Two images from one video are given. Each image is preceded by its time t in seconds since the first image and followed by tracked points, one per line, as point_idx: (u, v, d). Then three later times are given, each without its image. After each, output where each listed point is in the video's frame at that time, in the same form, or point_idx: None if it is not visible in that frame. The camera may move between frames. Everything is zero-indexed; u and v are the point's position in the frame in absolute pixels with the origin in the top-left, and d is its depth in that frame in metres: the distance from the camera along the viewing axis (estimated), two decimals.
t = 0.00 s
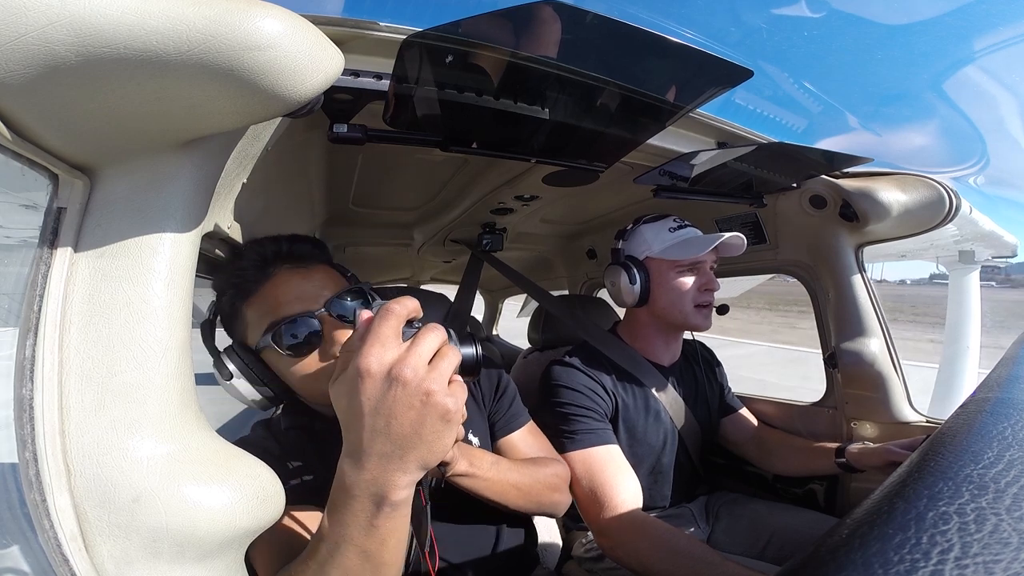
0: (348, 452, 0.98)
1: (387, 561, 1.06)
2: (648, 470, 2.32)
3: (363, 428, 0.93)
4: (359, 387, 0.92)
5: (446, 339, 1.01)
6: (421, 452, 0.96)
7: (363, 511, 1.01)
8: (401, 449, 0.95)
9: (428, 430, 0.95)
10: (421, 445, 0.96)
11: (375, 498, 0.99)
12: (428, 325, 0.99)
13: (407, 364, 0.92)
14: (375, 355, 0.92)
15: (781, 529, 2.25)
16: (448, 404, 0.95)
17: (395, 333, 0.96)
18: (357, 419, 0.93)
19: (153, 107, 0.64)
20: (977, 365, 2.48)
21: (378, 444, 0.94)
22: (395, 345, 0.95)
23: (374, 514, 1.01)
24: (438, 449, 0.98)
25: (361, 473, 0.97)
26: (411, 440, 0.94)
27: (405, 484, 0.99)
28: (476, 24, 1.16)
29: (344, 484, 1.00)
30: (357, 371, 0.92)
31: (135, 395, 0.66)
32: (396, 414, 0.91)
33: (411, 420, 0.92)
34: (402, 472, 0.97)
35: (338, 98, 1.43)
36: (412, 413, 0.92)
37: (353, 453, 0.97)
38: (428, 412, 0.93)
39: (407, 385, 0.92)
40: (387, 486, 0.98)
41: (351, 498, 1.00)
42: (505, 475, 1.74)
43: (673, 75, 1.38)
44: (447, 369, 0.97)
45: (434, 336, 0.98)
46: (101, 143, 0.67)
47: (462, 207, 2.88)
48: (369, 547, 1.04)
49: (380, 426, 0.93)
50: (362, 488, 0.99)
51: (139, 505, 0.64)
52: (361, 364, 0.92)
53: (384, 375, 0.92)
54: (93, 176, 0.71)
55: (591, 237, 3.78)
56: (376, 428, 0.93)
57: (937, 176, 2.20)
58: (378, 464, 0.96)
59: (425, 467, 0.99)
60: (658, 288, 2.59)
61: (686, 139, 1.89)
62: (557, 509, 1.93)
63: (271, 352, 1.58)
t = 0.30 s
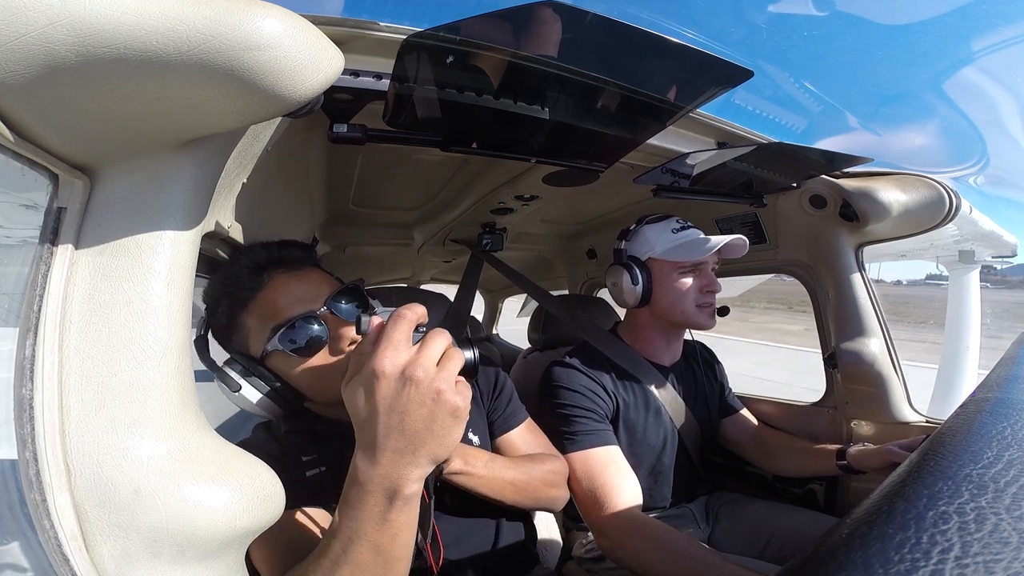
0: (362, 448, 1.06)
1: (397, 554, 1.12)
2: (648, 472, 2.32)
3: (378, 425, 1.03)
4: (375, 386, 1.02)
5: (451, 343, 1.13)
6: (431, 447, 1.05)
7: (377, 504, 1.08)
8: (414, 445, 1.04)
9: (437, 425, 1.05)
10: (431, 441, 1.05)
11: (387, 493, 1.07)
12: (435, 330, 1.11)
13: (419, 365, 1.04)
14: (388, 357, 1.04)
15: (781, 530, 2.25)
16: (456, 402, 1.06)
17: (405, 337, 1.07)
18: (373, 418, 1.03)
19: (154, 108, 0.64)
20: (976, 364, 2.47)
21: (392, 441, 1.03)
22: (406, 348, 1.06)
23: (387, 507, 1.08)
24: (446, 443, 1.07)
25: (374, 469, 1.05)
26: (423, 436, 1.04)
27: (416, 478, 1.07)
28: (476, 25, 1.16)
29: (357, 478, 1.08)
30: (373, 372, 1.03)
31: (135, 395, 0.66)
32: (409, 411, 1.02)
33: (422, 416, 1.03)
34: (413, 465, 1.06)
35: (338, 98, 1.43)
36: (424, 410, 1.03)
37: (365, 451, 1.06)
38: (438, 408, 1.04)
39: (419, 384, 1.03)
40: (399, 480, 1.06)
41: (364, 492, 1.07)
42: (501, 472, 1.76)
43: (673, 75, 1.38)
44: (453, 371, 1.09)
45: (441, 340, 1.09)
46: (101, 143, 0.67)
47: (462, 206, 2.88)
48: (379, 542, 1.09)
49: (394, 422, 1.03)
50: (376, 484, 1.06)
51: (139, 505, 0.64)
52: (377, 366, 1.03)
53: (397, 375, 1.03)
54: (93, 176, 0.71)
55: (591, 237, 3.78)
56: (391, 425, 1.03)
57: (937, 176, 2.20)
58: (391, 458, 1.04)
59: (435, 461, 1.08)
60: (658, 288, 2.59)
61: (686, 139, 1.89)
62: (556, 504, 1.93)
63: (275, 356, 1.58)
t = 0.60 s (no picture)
0: (369, 434, 1.07)
1: (400, 546, 1.13)
2: (648, 471, 2.31)
3: (383, 412, 1.05)
4: (376, 372, 1.04)
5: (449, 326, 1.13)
6: (435, 430, 1.07)
7: (381, 494, 1.09)
8: (418, 430, 1.06)
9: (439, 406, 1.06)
10: (435, 424, 1.07)
11: (393, 481, 1.08)
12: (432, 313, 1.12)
13: (419, 350, 1.05)
14: (388, 343, 1.05)
15: (781, 530, 2.25)
16: (457, 383, 1.08)
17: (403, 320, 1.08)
18: (377, 404, 1.05)
19: (155, 108, 0.64)
20: (976, 364, 2.49)
21: (397, 426, 1.05)
22: (405, 333, 1.08)
23: (392, 495, 1.09)
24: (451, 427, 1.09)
25: (380, 455, 1.07)
26: (428, 419, 1.06)
27: (420, 465, 1.09)
28: (476, 25, 1.16)
29: (363, 464, 1.10)
30: (374, 358, 1.04)
31: (135, 395, 0.66)
32: (412, 394, 1.04)
33: (426, 400, 1.05)
34: (419, 451, 1.07)
35: (338, 98, 1.43)
36: (428, 394, 1.05)
37: (372, 436, 1.07)
38: (440, 391, 1.06)
39: (420, 367, 1.05)
40: (405, 466, 1.07)
41: (370, 479, 1.09)
42: (497, 469, 1.76)
43: (673, 75, 1.38)
44: (453, 354, 1.10)
45: (438, 324, 1.10)
46: (101, 143, 0.67)
47: (462, 207, 2.88)
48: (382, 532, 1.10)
49: (398, 407, 1.04)
50: (382, 470, 1.08)
51: (138, 505, 0.64)
52: (378, 352, 1.04)
53: (398, 360, 1.05)
54: (93, 176, 0.71)
55: (591, 237, 3.78)
56: (394, 410, 1.04)
57: (937, 176, 2.20)
58: (397, 444, 1.06)
59: (440, 446, 1.09)
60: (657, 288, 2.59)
61: (687, 139, 1.88)
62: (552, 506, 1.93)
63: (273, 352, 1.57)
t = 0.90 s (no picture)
0: (379, 412, 1.09)
1: (406, 527, 1.12)
2: (649, 468, 2.32)
3: (392, 388, 1.06)
4: (386, 347, 1.06)
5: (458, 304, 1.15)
6: (444, 406, 1.08)
7: (389, 471, 1.10)
8: (427, 404, 1.07)
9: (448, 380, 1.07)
10: (442, 398, 1.08)
11: (401, 457, 1.09)
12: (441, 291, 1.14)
13: (427, 326, 1.07)
14: (398, 319, 1.07)
15: (781, 530, 2.25)
16: (465, 358, 1.08)
17: (413, 298, 1.10)
18: (386, 379, 1.07)
19: (154, 108, 0.64)
20: (977, 367, 2.45)
21: (406, 401, 1.07)
22: (415, 310, 1.09)
23: (399, 474, 1.10)
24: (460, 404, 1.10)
25: (389, 432, 1.08)
26: (437, 394, 1.07)
27: (428, 441, 1.09)
28: (475, 26, 1.16)
29: (371, 442, 1.11)
30: (384, 333, 1.07)
31: (135, 396, 0.66)
32: (421, 369, 1.05)
33: (434, 374, 1.06)
34: (427, 426, 1.08)
35: (338, 98, 1.43)
36: (435, 368, 1.06)
37: (382, 413, 1.09)
38: (448, 365, 1.06)
39: (428, 343, 1.06)
40: (413, 442, 1.08)
41: (379, 456, 1.10)
42: (499, 461, 1.77)
43: (673, 75, 1.38)
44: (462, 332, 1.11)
45: (447, 302, 1.11)
46: (101, 143, 0.67)
47: (462, 207, 2.88)
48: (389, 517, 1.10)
49: (406, 381, 1.06)
50: (391, 447, 1.09)
51: (138, 504, 0.64)
52: (388, 328, 1.06)
53: (407, 336, 1.06)
54: (93, 176, 0.71)
55: (591, 237, 3.78)
56: (403, 384, 1.06)
57: (937, 176, 2.21)
58: (406, 419, 1.07)
59: (449, 423, 1.11)
60: (659, 287, 2.60)
61: (686, 139, 1.88)
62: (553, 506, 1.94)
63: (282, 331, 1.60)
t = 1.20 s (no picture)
0: (369, 396, 1.09)
1: (398, 510, 1.13)
2: (649, 471, 2.31)
3: (381, 371, 1.06)
4: (374, 332, 1.06)
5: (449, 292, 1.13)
6: (429, 389, 1.08)
7: (379, 451, 1.10)
8: (412, 387, 1.07)
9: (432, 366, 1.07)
10: (429, 383, 1.07)
11: (391, 437, 1.09)
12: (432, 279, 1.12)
13: (415, 311, 1.05)
14: (388, 304, 1.07)
15: (782, 530, 2.25)
16: (450, 344, 1.07)
17: (402, 284, 1.09)
18: (374, 361, 1.07)
19: (154, 107, 0.64)
20: (977, 363, 2.47)
21: (392, 384, 1.07)
22: (405, 296, 1.08)
23: (390, 454, 1.10)
24: (447, 387, 1.09)
25: (379, 413, 1.08)
26: (421, 376, 1.07)
27: (416, 423, 1.09)
28: (476, 26, 1.16)
29: (361, 423, 1.11)
30: (372, 318, 1.06)
31: (135, 396, 0.66)
32: (406, 354, 1.05)
33: (419, 359, 1.05)
34: (414, 409, 1.08)
35: (338, 98, 1.43)
36: (420, 353, 1.05)
37: (371, 396, 1.09)
38: (433, 351, 1.06)
39: (414, 328, 1.05)
40: (401, 422, 1.08)
41: (369, 436, 1.10)
42: (496, 451, 1.77)
43: (673, 75, 1.38)
44: (450, 318, 1.09)
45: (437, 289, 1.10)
46: (101, 143, 0.67)
47: (462, 207, 2.88)
48: (382, 499, 1.11)
49: (393, 365, 1.06)
50: (380, 428, 1.09)
51: (139, 505, 0.64)
52: (377, 313, 1.06)
53: (395, 321, 1.06)
54: (93, 176, 0.71)
55: (591, 237, 3.78)
56: (389, 368, 1.06)
57: (937, 176, 2.21)
58: (394, 402, 1.07)
59: (435, 405, 1.10)
60: (658, 287, 2.60)
61: (686, 139, 1.88)
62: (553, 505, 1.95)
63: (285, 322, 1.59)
